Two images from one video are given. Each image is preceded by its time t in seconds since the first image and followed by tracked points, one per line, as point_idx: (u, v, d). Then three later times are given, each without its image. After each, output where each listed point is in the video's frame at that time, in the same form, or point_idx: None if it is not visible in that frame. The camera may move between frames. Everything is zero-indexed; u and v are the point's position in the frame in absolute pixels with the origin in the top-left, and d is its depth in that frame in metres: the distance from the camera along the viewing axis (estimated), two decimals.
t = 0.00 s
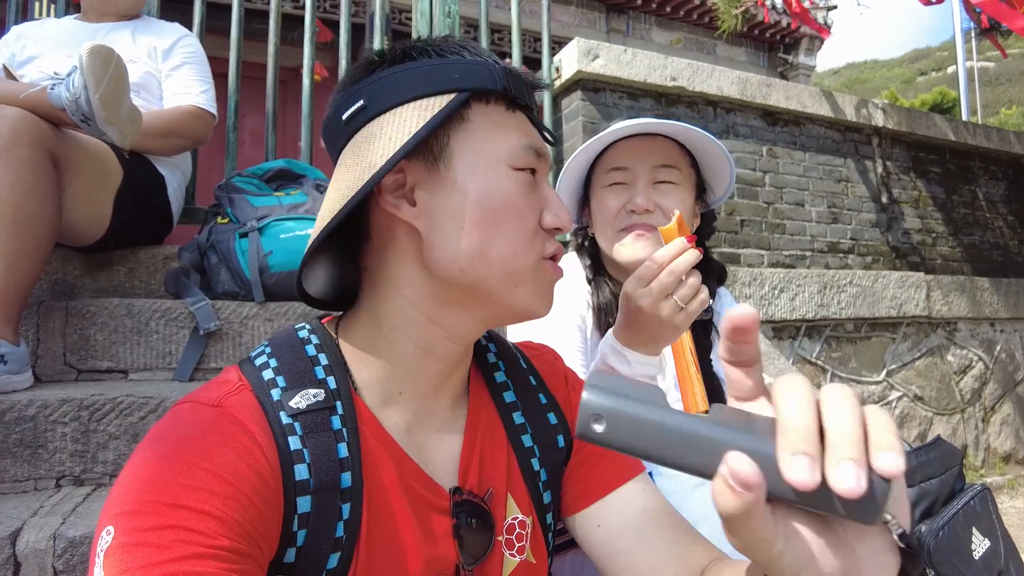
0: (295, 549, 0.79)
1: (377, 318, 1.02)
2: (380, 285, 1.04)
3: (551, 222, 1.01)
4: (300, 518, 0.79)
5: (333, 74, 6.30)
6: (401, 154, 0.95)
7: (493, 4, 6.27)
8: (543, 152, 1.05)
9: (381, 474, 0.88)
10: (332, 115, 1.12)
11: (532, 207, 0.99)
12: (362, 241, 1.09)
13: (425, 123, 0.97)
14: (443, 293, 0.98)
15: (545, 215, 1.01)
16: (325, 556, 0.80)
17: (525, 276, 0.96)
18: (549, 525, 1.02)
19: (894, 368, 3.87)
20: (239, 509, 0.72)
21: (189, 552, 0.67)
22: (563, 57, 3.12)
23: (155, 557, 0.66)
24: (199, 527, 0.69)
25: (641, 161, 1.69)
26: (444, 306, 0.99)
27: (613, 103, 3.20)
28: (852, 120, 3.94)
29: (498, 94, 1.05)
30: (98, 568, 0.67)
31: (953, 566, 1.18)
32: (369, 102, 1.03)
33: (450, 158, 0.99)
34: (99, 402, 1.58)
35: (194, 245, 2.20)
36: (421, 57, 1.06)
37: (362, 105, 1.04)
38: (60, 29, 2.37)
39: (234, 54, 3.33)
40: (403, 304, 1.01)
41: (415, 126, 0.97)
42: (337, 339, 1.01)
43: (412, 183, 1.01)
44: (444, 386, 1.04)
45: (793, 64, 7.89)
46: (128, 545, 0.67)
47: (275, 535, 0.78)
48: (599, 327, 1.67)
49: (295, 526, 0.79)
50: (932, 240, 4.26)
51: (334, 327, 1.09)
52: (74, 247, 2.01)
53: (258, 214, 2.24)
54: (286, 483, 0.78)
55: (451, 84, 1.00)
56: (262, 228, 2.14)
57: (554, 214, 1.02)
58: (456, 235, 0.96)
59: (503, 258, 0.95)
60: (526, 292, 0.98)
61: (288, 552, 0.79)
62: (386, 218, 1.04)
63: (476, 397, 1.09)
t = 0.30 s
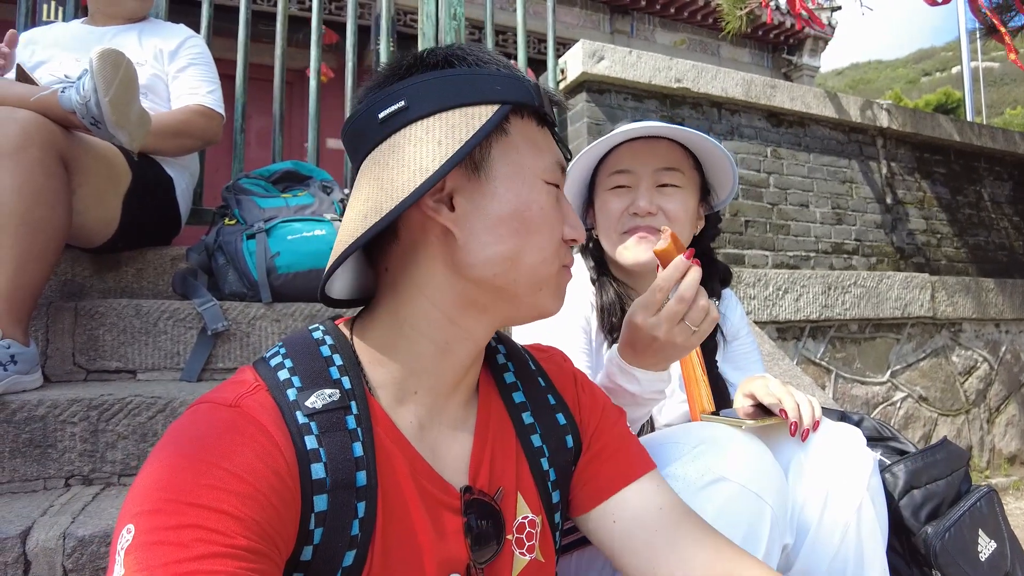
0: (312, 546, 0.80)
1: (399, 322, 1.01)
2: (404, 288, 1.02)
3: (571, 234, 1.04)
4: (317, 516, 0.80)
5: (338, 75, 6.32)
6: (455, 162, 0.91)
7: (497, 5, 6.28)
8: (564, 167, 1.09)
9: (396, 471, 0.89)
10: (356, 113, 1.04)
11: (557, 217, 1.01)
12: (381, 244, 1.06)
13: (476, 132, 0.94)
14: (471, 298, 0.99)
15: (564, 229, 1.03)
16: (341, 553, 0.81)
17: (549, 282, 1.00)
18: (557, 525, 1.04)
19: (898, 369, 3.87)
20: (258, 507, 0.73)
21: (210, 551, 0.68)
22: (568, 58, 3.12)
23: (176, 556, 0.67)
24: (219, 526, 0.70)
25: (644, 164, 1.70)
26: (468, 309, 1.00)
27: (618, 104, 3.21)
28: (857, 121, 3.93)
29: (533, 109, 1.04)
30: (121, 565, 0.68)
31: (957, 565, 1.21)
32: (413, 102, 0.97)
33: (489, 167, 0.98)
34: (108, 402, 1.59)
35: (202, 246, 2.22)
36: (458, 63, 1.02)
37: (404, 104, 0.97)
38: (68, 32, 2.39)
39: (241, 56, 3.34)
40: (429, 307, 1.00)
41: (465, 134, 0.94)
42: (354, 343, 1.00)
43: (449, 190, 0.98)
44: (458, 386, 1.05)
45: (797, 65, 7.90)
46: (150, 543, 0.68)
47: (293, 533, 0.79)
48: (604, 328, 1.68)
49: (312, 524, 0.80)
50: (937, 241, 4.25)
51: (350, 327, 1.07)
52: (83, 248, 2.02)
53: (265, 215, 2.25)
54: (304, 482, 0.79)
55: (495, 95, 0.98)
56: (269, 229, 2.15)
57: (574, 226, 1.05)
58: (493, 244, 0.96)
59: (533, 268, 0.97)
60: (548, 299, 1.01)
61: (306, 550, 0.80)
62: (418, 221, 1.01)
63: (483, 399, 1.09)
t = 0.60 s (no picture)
0: (305, 549, 0.80)
1: (379, 325, 1.01)
2: (384, 289, 1.02)
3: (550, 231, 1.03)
4: (309, 518, 0.79)
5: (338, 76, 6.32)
6: (428, 163, 0.91)
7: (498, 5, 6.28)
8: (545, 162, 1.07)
9: (386, 472, 0.89)
10: (331, 113, 1.04)
11: (536, 215, 1.00)
12: (361, 244, 1.06)
13: (450, 132, 0.93)
14: (449, 298, 0.98)
15: (544, 225, 1.03)
16: (334, 555, 0.81)
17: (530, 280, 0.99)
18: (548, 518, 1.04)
19: (900, 369, 3.85)
20: (248, 511, 0.73)
21: (199, 556, 0.68)
22: (568, 58, 3.12)
23: (166, 562, 0.67)
24: (209, 531, 0.70)
25: (645, 166, 1.69)
26: (447, 309, 0.99)
27: (618, 104, 3.20)
28: (858, 121, 3.92)
29: (510, 105, 1.03)
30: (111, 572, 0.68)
31: (957, 568, 1.21)
32: (386, 102, 0.96)
33: (466, 165, 0.97)
34: (106, 404, 1.59)
35: (201, 247, 2.22)
36: (433, 60, 1.00)
37: (377, 105, 0.96)
38: (70, 34, 2.39)
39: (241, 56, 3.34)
40: (409, 309, 0.99)
41: (440, 134, 0.93)
42: (338, 345, 0.99)
43: (426, 189, 0.98)
44: (445, 386, 1.05)
45: (799, 65, 7.90)
46: (139, 550, 0.68)
47: (284, 536, 0.78)
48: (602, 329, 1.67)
49: (304, 526, 0.79)
50: (938, 241, 4.24)
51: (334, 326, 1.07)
52: (81, 249, 2.02)
53: (264, 216, 2.25)
54: (294, 484, 0.79)
55: (470, 92, 0.97)
56: (268, 230, 2.15)
57: (552, 222, 1.04)
58: (471, 244, 0.95)
59: (511, 267, 0.97)
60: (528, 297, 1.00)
61: (299, 552, 0.80)
62: (396, 221, 1.00)
63: (470, 394, 1.08)
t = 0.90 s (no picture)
0: (299, 546, 0.79)
1: (366, 322, 1.01)
2: (366, 286, 1.01)
3: (526, 215, 1.03)
4: (301, 516, 0.79)
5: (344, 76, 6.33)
6: (403, 154, 0.89)
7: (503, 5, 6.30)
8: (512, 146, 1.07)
9: (376, 468, 0.89)
10: (293, 114, 1.01)
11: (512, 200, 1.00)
12: (337, 244, 1.05)
13: (422, 121, 0.91)
14: (433, 288, 0.97)
15: (520, 209, 1.02)
16: (329, 551, 0.81)
17: (515, 263, 0.99)
18: (546, 513, 1.04)
19: (908, 369, 3.83)
20: (238, 511, 0.73)
21: (190, 556, 0.68)
22: (575, 58, 3.11)
23: (156, 564, 0.67)
24: (198, 531, 0.70)
25: (654, 164, 1.69)
26: (431, 300, 0.98)
27: (625, 103, 3.19)
28: (866, 119, 3.90)
29: (476, 91, 1.02)
30: None
31: (970, 569, 1.20)
32: (352, 97, 0.94)
33: (440, 155, 0.97)
34: (116, 403, 1.59)
35: (210, 247, 2.22)
36: (394, 53, 0.99)
37: (343, 100, 0.94)
38: (81, 35, 2.40)
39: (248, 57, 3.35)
40: (393, 304, 0.99)
41: (412, 124, 0.91)
42: (323, 346, 0.99)
43: (402, 183, 0.97)
44: (433, 380, 1.05)
45: (806, 63, 7.88)
46: (128, 554, 0.68)
47: (276, 535, 0.78)
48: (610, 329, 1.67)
49: (296, 524, 0.79)
50: (948, 240, 4.21)
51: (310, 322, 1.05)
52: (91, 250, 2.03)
53: (272, 216, 2.24)
54: (284, 483, 0.79)
55: (436, 80, 0.95)
56: (276, 230, 2.14)
57: (529, 206, 1.03)
58: (454, 232, 0.95)
59: (495, 253, 0.96)
60: (512, 281, 0.99)
61: (293, 550, 0.79)
62: (375, 218, 0.99)
63: (463, 389, 1.08)
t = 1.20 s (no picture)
0: (313, 553, 0.80)
1: (373, 329, 1.01)
2: (375, 296, 1.01)
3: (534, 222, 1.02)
4: (315, 522, 0.80)
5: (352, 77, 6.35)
6: (417, 165, 0.88)
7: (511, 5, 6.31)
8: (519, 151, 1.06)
9: (388, 474, 0.89)
10: (300, 122, 1.01)
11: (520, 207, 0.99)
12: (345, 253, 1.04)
13: (433, 132, 0.91)
14: (443, 297, 0.98)
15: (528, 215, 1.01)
16: (343, 557, 0.81)
17: (520, 271, 0.98)
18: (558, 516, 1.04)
19: (919, 370, 3.81)
20: (252, 518, 0.73)
21: (206, 564, 0.68)
22: (584, 59, 3.11)
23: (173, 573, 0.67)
24: (214, 539, 0.70)
25: (661, 168, 1.69)
26: (441, 309, 0.99)
27: (634, 104, 3.19)
28: (876, 120, 3.88)
29: (485, 98, 1.01)
30: None
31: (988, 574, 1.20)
32: (361, 105, 0.93)
33: (449, 163, 0.96)
34: (130, 405, 1.60)
35: (221, 249, 2.23)
36: (401, 60, 0.98)
37: (352, 108, 0.94)
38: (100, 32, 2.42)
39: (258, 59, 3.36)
40: (403, 312, 0.99)
41: (424, 134, 0.91)
42: (333, 351, 1.00)
43: (414, 193, 0.96)
44: (445, 384, 1.05)
45: (813, 63, 7.86)
46: (144, 564, 0.68)
47: (290, 541, 0.78)
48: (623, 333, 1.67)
49: (310, 530, 0.79)
50: (958, 241, 4.19)
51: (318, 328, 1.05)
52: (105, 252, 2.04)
53: (283, 218, 2.25)
54: (297, 490, 0.79)
55: (443, 89, 0.95)
56: (287, 232, 2.15)
57: (535, 213, 1.03)
58: (464, 242, 0.94)
59: (504, 261, 0.96)
60: (518, 289, 0.99)
61: (306, 557, 0.80)
62: (386, 228, 0.99)
63: (471, 392, 1.08)
